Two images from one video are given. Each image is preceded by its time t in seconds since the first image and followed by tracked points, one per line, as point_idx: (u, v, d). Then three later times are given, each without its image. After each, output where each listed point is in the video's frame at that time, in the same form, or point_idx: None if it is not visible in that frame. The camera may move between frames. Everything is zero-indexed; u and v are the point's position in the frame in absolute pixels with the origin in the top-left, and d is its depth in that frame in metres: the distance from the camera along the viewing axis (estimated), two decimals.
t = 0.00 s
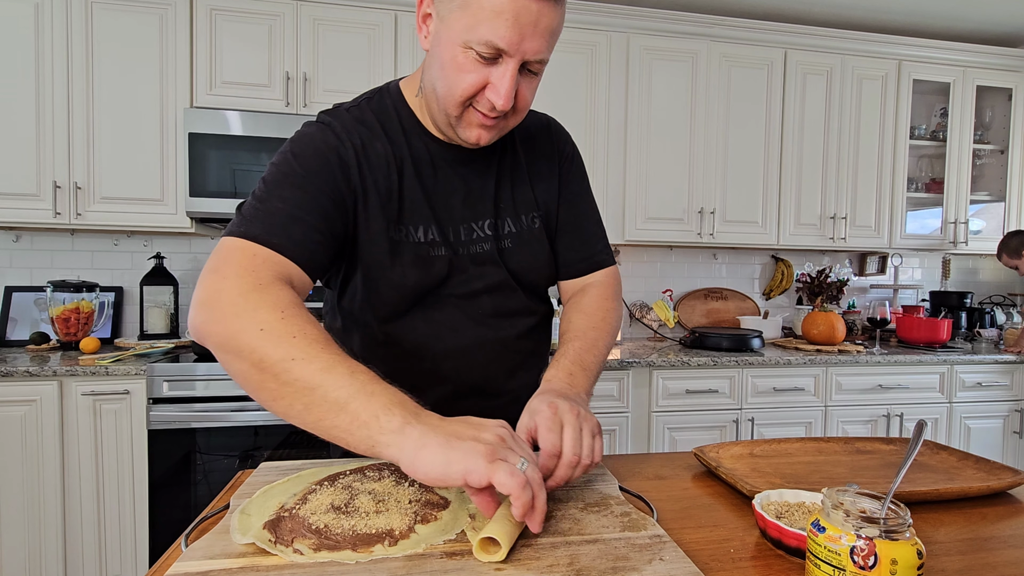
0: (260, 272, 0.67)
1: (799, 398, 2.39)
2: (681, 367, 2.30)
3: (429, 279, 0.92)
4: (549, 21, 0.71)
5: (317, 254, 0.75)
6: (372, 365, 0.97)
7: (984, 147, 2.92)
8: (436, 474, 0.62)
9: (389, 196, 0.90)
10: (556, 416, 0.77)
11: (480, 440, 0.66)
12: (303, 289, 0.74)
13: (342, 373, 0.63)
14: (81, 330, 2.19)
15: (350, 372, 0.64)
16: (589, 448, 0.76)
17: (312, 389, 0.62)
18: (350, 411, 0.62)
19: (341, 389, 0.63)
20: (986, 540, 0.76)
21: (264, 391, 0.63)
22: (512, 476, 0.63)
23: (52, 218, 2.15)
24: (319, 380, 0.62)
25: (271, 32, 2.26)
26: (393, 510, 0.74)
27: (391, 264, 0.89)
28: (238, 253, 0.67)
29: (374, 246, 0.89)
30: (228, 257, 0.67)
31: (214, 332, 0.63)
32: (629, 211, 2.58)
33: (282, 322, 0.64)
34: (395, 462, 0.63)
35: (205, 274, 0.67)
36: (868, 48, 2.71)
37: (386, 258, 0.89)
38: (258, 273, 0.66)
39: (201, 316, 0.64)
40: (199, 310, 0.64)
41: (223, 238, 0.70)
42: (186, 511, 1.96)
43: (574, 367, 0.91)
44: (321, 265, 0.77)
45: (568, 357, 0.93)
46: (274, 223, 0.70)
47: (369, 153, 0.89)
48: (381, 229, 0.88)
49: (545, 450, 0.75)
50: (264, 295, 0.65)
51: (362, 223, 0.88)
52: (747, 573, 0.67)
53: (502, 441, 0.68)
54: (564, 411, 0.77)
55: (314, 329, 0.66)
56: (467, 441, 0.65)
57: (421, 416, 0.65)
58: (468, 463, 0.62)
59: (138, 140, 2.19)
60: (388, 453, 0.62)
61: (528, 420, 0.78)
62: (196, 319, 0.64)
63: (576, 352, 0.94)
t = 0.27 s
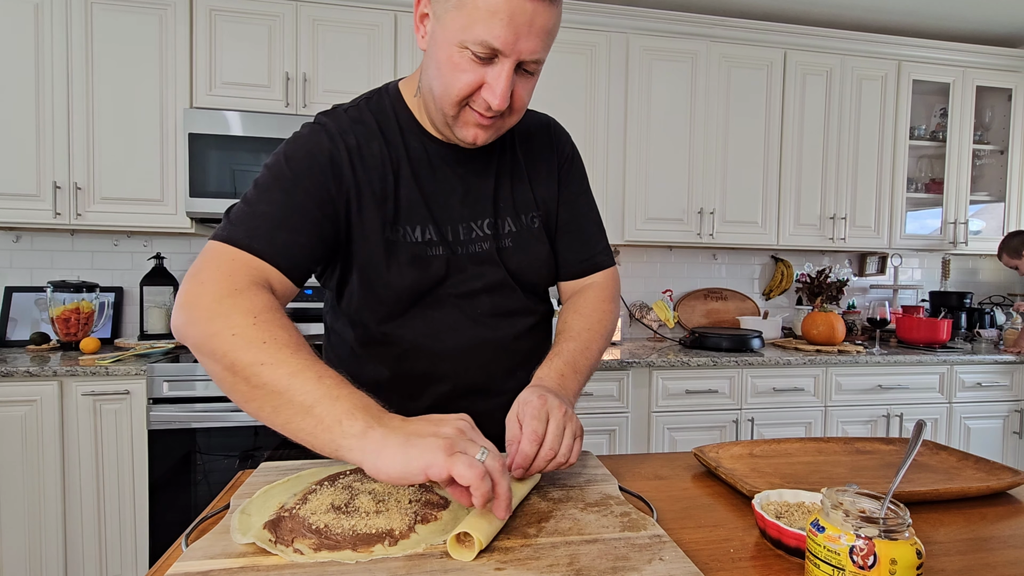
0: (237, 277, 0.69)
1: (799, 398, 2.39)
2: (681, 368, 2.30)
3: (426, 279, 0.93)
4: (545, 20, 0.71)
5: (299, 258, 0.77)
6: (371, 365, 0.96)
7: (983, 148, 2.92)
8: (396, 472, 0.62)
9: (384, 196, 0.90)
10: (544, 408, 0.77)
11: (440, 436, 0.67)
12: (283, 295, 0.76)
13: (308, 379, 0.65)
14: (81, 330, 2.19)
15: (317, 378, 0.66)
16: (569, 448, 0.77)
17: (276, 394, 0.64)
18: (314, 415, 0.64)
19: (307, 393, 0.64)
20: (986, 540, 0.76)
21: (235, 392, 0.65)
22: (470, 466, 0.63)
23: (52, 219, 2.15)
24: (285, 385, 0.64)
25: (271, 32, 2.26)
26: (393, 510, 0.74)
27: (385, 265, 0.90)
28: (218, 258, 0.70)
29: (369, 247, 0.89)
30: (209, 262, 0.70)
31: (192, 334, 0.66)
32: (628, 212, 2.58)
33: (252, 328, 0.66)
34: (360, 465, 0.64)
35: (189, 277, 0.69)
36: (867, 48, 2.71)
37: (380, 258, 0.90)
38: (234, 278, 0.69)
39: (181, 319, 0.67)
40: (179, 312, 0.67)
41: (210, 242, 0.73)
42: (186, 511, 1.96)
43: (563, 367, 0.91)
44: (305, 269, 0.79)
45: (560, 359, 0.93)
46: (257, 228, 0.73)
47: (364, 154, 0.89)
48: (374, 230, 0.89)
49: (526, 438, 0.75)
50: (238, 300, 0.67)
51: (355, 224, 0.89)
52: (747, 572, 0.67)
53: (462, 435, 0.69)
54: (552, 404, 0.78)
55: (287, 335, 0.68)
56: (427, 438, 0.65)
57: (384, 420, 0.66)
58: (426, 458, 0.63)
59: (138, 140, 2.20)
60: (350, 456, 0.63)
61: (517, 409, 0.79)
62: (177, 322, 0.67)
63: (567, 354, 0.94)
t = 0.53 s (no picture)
0: (234, 280, 0.70)
1: (799, 398, 2.39)
2: (681, 368, 2.30)
3: (424, 280, 0.93)
4: (540, 22, 0.71)
5: (294, 260, 0.77)
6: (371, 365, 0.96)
7: (983, 148, 2.92)
8: (382, 480, 0.63)
9: (381, 198, 0.91)
10: (550, 430, 0.77)
11: (427, 444, 0.66)
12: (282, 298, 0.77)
13: (302, 380, 0.65)
14: (81, 331, 2.19)
15: (310, 379, 0.66)
16: (578, 461, 0.78)
17: (271, 395, 0.65)
18: (307, 416, 0.64)
19: (302, 394, 0.65)
20: (987, 540, 0.76)
21: (234, 394, 0.66)
22: (452, 480, 0.62)
23: (52, 219, 2.15)
24: (279, 387, 0.65)
25: (271, 32, 2.26)
26: (393, 510, 0.74)
27: (383, 267, 0.91)
28: (216, 262, 0.71)
29: (365, 249, 0.90)
30: (207, 266, 0.71)
31: (191, 337, 0.67)
32: (628, 212, 2.58)
33: (248, 330, 0.67)
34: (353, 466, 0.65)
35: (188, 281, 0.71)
36: (867, 49, 2.71)
37: (377, 260, 0.90)
38: (230, 281, 0.70)
39: (181, 322, 0.68)
40: (179, 315, 0.68)
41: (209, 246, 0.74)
42: (186, 512, 1.96)
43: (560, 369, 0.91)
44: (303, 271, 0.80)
45: (556, 360, 0.92)
46: (253, 232, 0.74)
47: (361, 155, 0.90)
48: (371, 231, 0.90)
49: (533, 462, 0.75)
50: (235, 302, 0.68)
51: (352, 225, 0.89)
52: (747, 572, 0.67)
53: (451, 444, 0.68)
54: (557, 424, 0.78)
55: (284, 337, 0.69)
56: (414, 446, 0.65)
57: (377, 422, 0.66)
58: (411, 469, 0.63)
59: (138, 140, 2.20)
60: (344, 457, 0.64)
61: (519, 425, 0.79)
62: (179, 326, 0.68)
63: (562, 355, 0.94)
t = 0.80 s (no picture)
0: (226, 275, 0.70)
1: (799, 399, 2.39)
2: (682, 368, 2.30)
3: (422, 280, 0.93)
4: (538, 21, 0.71)
5: (291, 258, 0.77)
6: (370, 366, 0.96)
7: (983, 148, 2.92)
8: (370, 474, 0.63)
9: (378, 197, 0.91)
10: (537, 425, 0.77)
11: (417, 443, 0.66)
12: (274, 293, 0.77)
13: (292, 373, 0.66)
14: (81, 331, 2.19)
15: (300, 373, 0.66)
16: (566, 457, 0.78)
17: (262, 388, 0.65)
18: (297, 410, 0.64)
19: (292, 387, 0.65)
20: (987, 540, 0.76)
21: (224, 387, 0.66)
22: (441, 481, 0.62)
23: (53, 219, 2.15)
24: (270, 381, 0.65)
25: (272, 33, 2.26)
26: (393, 510, 0.74)
27: (381, 266, 0.91)
28: (210, 258, 0.71)
29: (363, 248, 0.90)
30: (200, 262, 0.71)
31: (183, 331, 0.67)
32: (628, 212, 2.58)
33: (240, 324, 0.66)
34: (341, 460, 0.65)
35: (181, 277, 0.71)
36: (868, 49, 2.71)
37: (375, 260, 0.90)
38: (222, 276, 0.70)
39: (174, 317, 0.68)
40: (173, 310, 0.68)
41: (203, 243, 0.74)
42: (186, 512, 1.96)
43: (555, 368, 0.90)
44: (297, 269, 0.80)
45: (551, 358, 0.92)
46: (248, 230, 0.74)
47: (359, 155, 0.90)
48: (370, 230, 0.90)
49: (522, 456, 0.76)
50: (227, 297, 0.68)
51: (350, 225, 0.89)
52: (747, 573, 0.67)
53: (442, 445, 0.68)
54: (545, 419, 0.78)
55: (274, 329, 0.69)
56: (404, 443, 0.65)
57: (367, 415, 0.66)
58: (399, 467, 0.63)
59: (138, 141, 2.20)
60: (330, 450, 0.64)
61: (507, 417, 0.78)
62: (171, 320, 0.68)
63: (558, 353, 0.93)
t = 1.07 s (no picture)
0: (226, 271, 0.70)
1: (799, 399, 2.39)
2: (682, 368, 2.30)
3: (421, 279, 0.93)
4: (538, 21, 0.71)
5: (290, 253, 0.77)
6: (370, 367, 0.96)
7: (983, 148, 2.92)
8: (370, 475, 0.63)
9: (377, 196, 0.91)
10: (529, 435, 0.77)
11: (421, 453, 0.65)
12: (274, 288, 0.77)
13: (294, 367, 0.65)
14: (81, 331, 2.19)
15: (302, 367, 0.66)
16: (555, 467, 0.79)
17: (264, 382, 0.64)
18: (299, 404, 0.64)
19: (294, 381, 0.65)
20: (987, 540, 0.76)
21: (224, 382, 0.66)
22: (437, 498, 0.62)
23: (53, 219, 2.15)
24: (271, 375, 0.65)
25: (272, 33, 2.26)
26: (393, 510, 0.74)
27: (380, 266, 0.91)
28: (211, 253, 0.71)
29: (363, 248, 0.90)
30: (200, 257, 0.71)
31: (182, 327, 0.66)
32: (628, 212, 2.58)
33: (241, 318, 0.66)
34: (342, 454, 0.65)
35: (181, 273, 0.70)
36: (868, 49, 2.71)
37: (374, 260, 0.90)
38: (223, 272, 0.70)
39: (173, 313, 0.67)
40: (173, 305, 0.68)
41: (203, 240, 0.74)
42: (186, 512, 1.96)
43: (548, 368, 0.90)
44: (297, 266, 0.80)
45: (545, 360, 0.91)
46: (248, 227, 0.74)
47: (358, 154, 0.90)
48: (370, 230, 0.90)
49: (510, 468, 0.76)
50: (228, 292, 0.68)
51: (350, 224, 0.89)
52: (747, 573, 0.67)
53: (446, 458, 0.67)
54: (537, 429, 0.78)
55: (275, 323, 0.69)
56: (409, 452, 0.64)
57: (371, 410, 0.66)
58: (399, 475, 0.63)
59: (138, 141, 2.20)
60: (334, 443, 0.64)
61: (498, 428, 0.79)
62: (169, 316, 0.68)
63: (550, 352, 0.93)
